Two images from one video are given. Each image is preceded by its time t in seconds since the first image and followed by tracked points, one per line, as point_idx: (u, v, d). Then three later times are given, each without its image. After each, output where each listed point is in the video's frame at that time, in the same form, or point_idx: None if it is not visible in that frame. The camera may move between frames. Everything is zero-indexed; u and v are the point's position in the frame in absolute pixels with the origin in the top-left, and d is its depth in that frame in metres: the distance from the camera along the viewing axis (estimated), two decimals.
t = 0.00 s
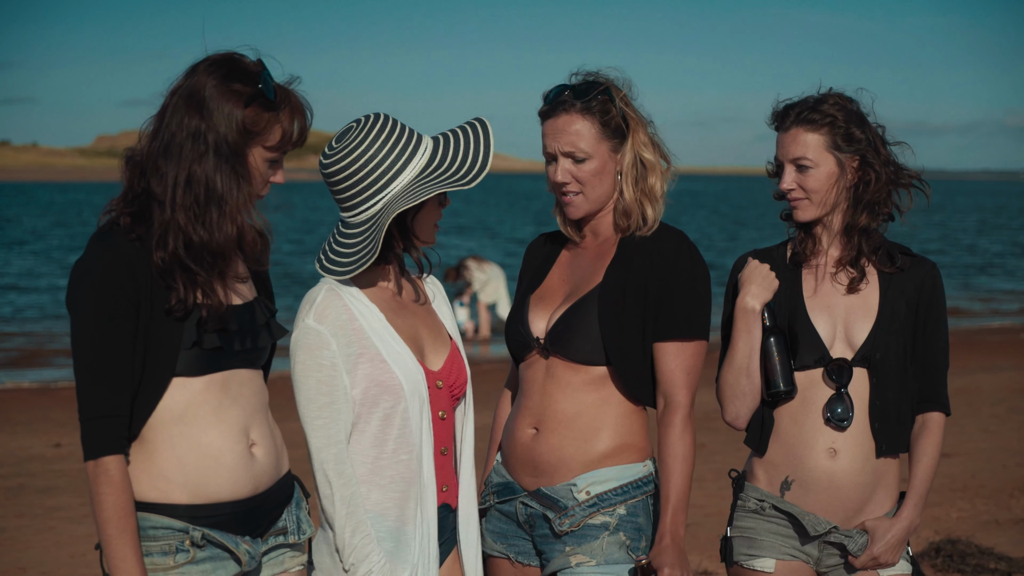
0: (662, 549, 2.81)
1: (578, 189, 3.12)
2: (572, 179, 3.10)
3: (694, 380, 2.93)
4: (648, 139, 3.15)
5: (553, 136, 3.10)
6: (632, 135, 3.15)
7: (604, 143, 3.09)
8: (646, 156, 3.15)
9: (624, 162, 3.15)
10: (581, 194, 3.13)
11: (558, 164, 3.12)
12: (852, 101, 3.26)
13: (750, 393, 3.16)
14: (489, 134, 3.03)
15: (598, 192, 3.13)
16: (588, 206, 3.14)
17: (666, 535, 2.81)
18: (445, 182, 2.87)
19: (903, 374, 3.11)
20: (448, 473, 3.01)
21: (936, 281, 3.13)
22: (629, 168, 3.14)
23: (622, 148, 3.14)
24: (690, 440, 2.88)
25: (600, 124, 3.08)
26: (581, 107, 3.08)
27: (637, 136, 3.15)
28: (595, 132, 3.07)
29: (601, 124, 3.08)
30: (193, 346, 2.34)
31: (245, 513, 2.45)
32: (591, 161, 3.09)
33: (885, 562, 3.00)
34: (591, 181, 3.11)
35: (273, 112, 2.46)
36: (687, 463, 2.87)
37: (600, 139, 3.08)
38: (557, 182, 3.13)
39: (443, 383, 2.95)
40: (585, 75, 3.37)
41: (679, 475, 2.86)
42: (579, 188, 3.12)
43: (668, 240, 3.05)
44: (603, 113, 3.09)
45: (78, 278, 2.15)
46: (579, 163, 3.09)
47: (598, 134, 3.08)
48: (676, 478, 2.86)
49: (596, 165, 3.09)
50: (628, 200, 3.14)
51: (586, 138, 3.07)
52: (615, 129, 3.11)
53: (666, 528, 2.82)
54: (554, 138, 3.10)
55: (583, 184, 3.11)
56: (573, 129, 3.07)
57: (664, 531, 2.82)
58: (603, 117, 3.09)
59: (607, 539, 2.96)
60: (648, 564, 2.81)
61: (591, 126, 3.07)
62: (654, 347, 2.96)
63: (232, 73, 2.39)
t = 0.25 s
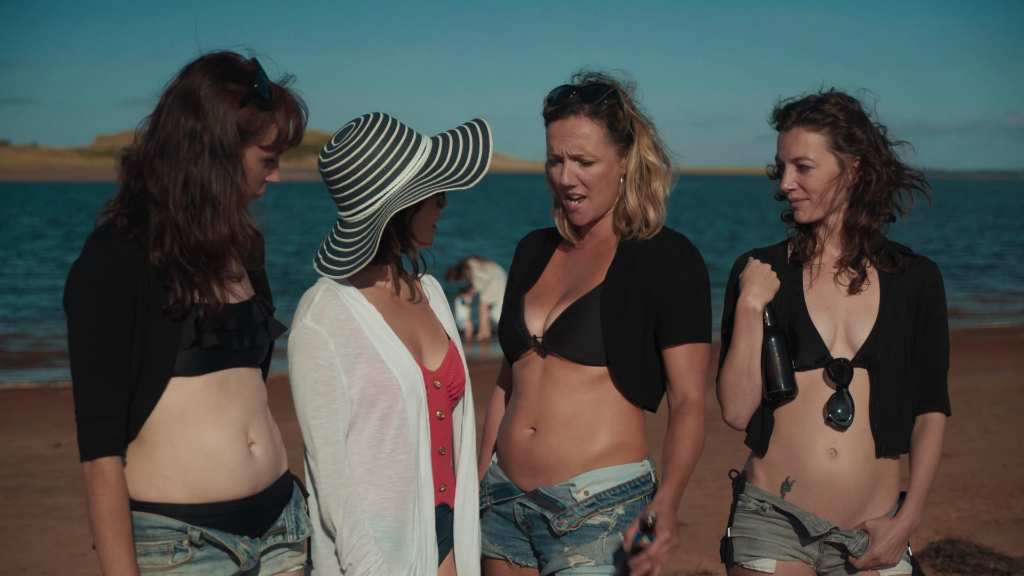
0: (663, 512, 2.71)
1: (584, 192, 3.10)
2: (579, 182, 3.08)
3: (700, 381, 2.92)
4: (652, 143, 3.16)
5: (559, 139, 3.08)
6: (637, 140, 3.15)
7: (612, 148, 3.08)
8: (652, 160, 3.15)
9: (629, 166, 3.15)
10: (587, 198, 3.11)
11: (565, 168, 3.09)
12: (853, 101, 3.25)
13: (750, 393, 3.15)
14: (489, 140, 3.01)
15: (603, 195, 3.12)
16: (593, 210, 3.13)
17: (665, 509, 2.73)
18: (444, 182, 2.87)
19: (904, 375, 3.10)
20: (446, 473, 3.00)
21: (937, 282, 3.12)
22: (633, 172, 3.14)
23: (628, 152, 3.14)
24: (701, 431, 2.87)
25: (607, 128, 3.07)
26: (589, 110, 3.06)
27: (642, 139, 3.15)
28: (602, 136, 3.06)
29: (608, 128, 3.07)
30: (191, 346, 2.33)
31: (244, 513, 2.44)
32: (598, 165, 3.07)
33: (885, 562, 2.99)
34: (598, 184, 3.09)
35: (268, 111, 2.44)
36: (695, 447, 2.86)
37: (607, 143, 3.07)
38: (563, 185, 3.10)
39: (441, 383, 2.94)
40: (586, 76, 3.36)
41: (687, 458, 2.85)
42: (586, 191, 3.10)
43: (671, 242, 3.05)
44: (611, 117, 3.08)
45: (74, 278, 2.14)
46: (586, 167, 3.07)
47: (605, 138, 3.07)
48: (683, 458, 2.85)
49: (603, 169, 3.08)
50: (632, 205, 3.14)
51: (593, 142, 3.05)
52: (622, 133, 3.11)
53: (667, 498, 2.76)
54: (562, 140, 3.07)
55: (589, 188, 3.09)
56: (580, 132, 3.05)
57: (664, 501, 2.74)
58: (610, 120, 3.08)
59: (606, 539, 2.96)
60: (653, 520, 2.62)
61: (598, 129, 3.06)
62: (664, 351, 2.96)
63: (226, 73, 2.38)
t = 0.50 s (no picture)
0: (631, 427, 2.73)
1: (575, 191, 3.11)
2: (570, 181, 3.10)
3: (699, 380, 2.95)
4: (649, 145, 3.15)
5: (553, 137, 3.10)
6: (634, 141, 3.15)
7: (604, 147, 3.08)
8: (648, 162, 3.14)
9: (626, 165, 3.15)
10: (578, 196, 3.12)
11: (558, 165, 3.11)
12: (853, 101, 3.25)
13: (749, 392, 3.14)
14: (485, 137, 3.02)
15: (596, 194, 3.12)
16: (586, 209, 3.14)
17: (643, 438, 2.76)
18: (442, 183, 2.86)
19: (902, 374, 3.10)
20: (444, 472, 3.00)
21: (936, 282, 3.12)
22: (630, 172, 3.14)
23: (624, 153, 3.14)
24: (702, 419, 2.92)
25: (601, 127, 3.08)
26: (583, 109, 3.07)
27: (639, 141, 3.14)
28: (595, 135, 3.07)
29: (602, 127, 3.08)
30: (190, 346, 2.33)
31: (244, 513, 2.44)
32: (590, 164, 3.07)
33: (884, 562, 3.00)
34: (591, 183, 3.10)
35: (267, 112, 2.44)
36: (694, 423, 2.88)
37: (601, 142, 3.07)
38: (555, 182, 3.12)
39: (439, 383, 2.94)
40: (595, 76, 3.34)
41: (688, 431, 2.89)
42: (577, 189, 3.11)
43: (676, 248, 3.06)
44: (605, 116, 3.09)
45: (73, 278, 2.14)
46: (578, 165, 3.07)
47: (599, 137, 3.07)
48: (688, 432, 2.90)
49: (596, 168, 3.08)
50: (631, 206, 3.15)
51: (586, 141, 3.06)
52: (617, 133, 3.11)
53: (643, 432, 2.75)
54: (555, 139, 3.09)
55: (581, 187, 3.10)
56: (573, 130, 3.06)
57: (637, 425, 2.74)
58: (604, 119, 3.08)
59: (607, 539, 2.94)
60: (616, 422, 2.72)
61: (592, 128, 3.07)
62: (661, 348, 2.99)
63: (225, 73, 2.38)
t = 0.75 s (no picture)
0: (585, 374, 2.64)
1: (574, 196, 3.13)
2: (567, 185, 3.11)
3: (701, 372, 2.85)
4: (646, 149, 3.11)
5: (551, 142, 3.10)
6: (630, 144, 3.11)
7: (600, 152, 3.07)
8: (643, 166, 3.11)
9: (621, 169, 3.12)
10: (575, 201, 3.13)
11: (555, 170, 3.12)
12: (853, 103, 3.26)
13: (747, 393, 3.14)
14: (484, 139, 3.04)
15: (593, 199, 3.12)
16: (584, 213, 3.15)
17: (604, 389, 2.66)
18: (441, 185, 2.86)
19: (901, 377, 3.11)
20: (444, 473, 3.00)
21: (934, 283, 3.13)
22: (625, 176, 3.11)
23: (621, 156, 3.11)
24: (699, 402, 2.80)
25: (597, 131, 3.06)
26: (579, 114, 3.07)
27: (635, 145, 3.11)
28: (591, 140, 3.05)
29: (597, 132, 3.06)
30: (192, 347, 2.34)
31: (243, 514, 2.44)
32: (587, 169, 3.07)
33: (882, 563, 3.01)
34: (588, 188, 3.10)
35: (267, 113, 2.45)
36: (684, 403, 2.76)
37: (597, 147, 3.06)
38: (553, 187, 3.14)
39: (437, 383, 2.94)
40: (593, 79, 3.30)
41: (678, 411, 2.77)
42: (574, 194, 3.12)
43: (674, 247, 3.06)
44: (601, 121, 3.07)
45: (74, 278, 2.14)
46: (575, 170, 3.08)
47: (595, 142, 3.06)
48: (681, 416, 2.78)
49: (592, 172, 3.08)
50: (623, 210, 3.13)
51: (583, 146, 3.05)
52: (613, 137, 3.09)
53: (602, 379, 2.64)
54: (551, 143, 3.10)
55: (578, 191, 3.11)
56: (569, 135, 3.06)
57: (593, 374, 2.66)
58: (600, 125, 3.06)
59: (605, 539, 2.94)
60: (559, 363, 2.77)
61: (588, 133, 3.06)
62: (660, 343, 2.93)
63: (225, 74, 2.38)
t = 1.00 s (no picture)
0: (537, 343, 2.67)
1: (596, 208, 3.11)
2: (589, 200, 3.09)
3: (681, 354, 2.86)
4: (661, 154, 3.14)
5: (568, 158, 3.07)
6: (646, 153, 3.13)
7: (621, 164, 3.07)
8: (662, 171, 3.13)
9: (640, 178, 3.14)
10: (597, 212, 3.12)
11: (576, 185, 3.10)
12: (852, 102, 3.27)
13: (745, 394, 3.15)
14: (483, 141, 3.05)
15: (614, 210, 3.13)
16: (604, 223, 3.15)
17: (561, 357, 2.68)
18: (439, 186, 2.83)
19: (899, 377, 3.11)
20: (443, 473, 3.01)
21: (933, 284, 3.13)
22: (645, 183, 3.13)
23: (638, 165, 3.12)
24: (673, 377, 2.80)
25: (616, 144, 3.05)
26: (597, 129, 3.04)
27: (650, 153, 3.13)
28: (610, 153, 3.04)
29: (616, 145, 3.05)
30: (193, 347, 2.34)
31: (243, 515, 2.44)
32: (609, 182, 3.07)
33: (881, 563, 3.01)
34: (609, 200, 3.10)
35: (268, 113, 2.45)
36: (656, 375, 2.77)
37: (617, 160, 3.06)
38: (575, 203, 3.12)
39: (436, 384, 2.95)
40: (593, 87, 3.33)
41: (651, 384, 2.77)
42: (596, 206, 3.11)
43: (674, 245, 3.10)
44: (619, 134, 3.06)
45: (75, 279, 2.14)
46: (597, 184, 3.07)
47: (615, 155, 3.05)
48: (657, 391, 2.79)
49: (614, 186, 3.08)
50: (646, 218, 3.14)
51: (602, 159, 3.04)
52: (632, 148, 3.09)
53: (557, 347, 2.67)
54: (571, 160, 3.06)
55: (601, 204, 3.10)
56: (588, 151, 3.03)
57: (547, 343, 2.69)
58: (619, 137, 3.06)
59: (609, 539, 2.95)
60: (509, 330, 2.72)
61: (608, 147, 3.04)
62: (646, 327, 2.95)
63: (226, 74, 2.38)
